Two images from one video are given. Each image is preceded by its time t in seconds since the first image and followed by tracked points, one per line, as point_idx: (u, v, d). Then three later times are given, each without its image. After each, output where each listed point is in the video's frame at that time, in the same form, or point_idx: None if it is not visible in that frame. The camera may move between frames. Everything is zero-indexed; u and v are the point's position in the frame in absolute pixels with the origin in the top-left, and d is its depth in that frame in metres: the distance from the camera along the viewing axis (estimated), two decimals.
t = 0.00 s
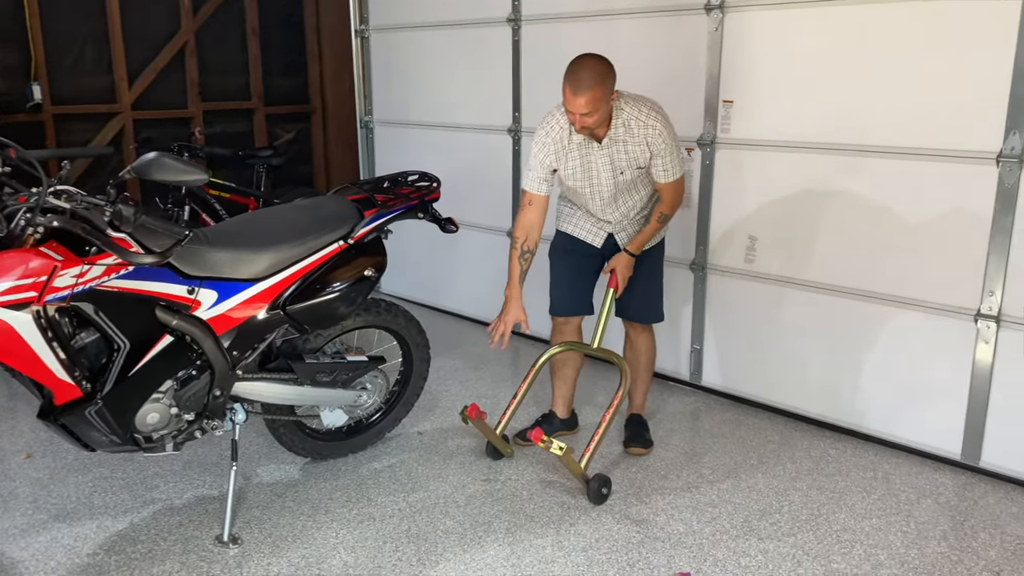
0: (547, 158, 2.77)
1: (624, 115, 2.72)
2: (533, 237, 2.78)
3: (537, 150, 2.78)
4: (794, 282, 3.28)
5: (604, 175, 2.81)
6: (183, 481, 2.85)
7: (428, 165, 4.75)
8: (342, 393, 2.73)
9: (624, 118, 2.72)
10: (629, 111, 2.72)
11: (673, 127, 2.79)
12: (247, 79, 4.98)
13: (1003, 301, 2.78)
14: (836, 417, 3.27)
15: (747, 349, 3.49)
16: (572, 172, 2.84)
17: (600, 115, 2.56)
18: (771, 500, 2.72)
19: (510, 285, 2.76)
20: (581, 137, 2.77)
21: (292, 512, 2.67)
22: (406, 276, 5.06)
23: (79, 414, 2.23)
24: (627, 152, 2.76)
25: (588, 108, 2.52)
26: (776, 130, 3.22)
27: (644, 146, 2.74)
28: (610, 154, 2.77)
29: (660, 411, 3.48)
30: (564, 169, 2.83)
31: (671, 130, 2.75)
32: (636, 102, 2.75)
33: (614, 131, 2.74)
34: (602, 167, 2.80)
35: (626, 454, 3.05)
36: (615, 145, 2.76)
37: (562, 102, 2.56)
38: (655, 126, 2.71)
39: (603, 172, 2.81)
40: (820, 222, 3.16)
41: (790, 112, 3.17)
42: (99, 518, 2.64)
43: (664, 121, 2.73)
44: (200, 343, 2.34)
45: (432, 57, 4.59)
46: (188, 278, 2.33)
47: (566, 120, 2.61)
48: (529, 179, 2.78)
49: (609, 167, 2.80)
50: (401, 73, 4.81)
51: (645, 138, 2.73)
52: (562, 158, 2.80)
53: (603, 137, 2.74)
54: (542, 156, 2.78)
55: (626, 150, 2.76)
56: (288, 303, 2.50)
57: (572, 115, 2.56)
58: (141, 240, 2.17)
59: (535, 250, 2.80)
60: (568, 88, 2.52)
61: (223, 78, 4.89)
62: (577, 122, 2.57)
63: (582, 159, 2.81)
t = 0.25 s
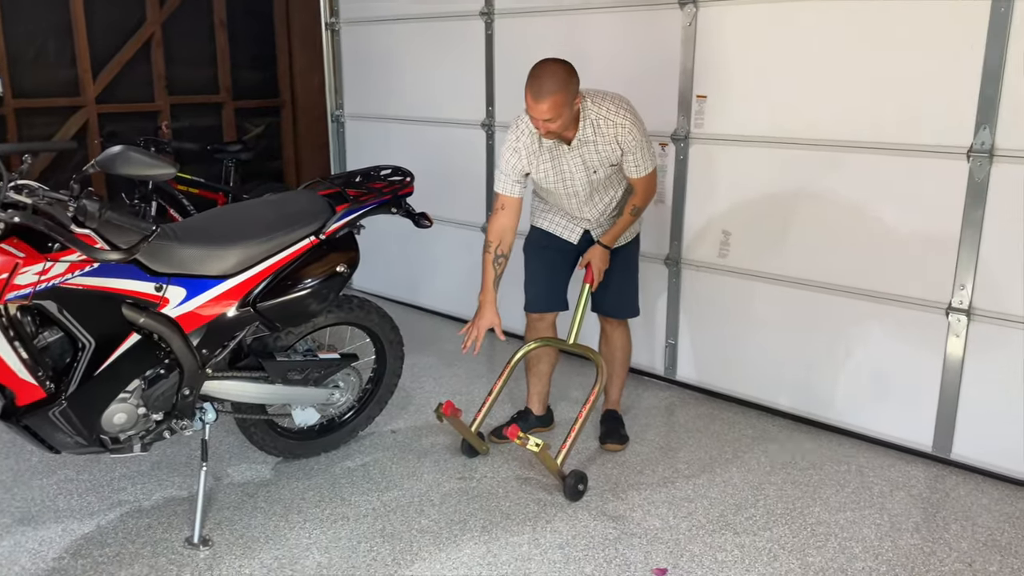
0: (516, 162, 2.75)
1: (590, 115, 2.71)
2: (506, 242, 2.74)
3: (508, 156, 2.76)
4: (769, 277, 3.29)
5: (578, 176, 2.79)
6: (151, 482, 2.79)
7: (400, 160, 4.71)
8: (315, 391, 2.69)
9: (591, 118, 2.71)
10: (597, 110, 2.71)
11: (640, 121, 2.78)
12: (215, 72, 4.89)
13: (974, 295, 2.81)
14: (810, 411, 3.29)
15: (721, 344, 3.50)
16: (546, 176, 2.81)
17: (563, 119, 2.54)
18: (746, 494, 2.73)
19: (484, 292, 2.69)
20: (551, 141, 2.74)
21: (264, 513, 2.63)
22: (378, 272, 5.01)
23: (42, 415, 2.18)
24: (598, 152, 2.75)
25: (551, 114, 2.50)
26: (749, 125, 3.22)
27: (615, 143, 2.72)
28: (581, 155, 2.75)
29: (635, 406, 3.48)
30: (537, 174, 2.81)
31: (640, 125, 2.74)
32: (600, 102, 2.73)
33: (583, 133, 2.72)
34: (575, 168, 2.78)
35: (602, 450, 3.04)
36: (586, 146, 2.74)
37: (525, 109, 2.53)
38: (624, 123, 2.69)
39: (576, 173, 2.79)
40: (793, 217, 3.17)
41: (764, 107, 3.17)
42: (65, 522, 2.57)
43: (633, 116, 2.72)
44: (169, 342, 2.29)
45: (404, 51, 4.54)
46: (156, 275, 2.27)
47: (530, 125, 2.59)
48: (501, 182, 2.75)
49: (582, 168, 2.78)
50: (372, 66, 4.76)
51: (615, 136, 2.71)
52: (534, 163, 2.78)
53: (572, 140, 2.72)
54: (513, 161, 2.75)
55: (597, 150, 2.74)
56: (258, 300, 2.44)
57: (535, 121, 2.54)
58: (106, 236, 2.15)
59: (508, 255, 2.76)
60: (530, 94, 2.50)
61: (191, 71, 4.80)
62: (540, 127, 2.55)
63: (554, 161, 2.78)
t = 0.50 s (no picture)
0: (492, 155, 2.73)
1: (568, 113, 2.69)
2: (477, 233, 2.75)
3: (484, 150, 2.74)
4: (748, 273, 3.30)
5: (554, 173, 2.78)
6: (126, 483, 2.75)
7: (378, 156, 4.67)
8: (292, 389, 2.66)
9: (569, 116, 2.69)
10: (574, 108, 2.69)
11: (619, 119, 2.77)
12: (190, 67, 4.83)
13: (951, 290, 2.83)
14: (789, 406, 3.31)
15: (700, 340, 3.50)
16: (522, 172, 2.80)
17: (538, 117, 2.52)
18: (727, 490, 2.73)
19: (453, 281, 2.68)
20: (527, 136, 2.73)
21: (242, 513, 2.59)
22: (356, 269, 4.97)
23: (13, 416, 2.13)
24: (575, 149, 2.73)
25: (525, 112, 2.48)
26: (729, 122, 3.23)
27: (593, 142, 2.71)
28: (558, 153, 2.74)
29: (615, 403, 3.48)
30: (513, 170, 2.80)
31: (618, 123, 2.73)
32: (578, 99, 2.71)
33: (560, 131, 2.70)
34: (551, 165, 2.77)
35: (583, 447, 3.04)
36: (563, 144, 2.72)
37: (499, 104, 2.51)
38: (602, 122, 2.68)
39: (552, 170, 2.77)
40: (772, 214, 3.18)
41: (743, 104, 3.18)
42: (37, 524, 2.52)
43: (610, 115, 2.70)
44: (144, 340, 2.25)
45: (382, 47, 4.50)
46: (130, 272, 2.23)
47: (505, 122, 2.57)
48: (475, 176, 2.73)
49: (559, 165, 2.77)
50: (350, 62, 4.72)
51: (592, 135, 2.70)
52: (510, 159, 2.77)
53: (549, 137, 2.70)
54: (490, 157, 2.73)
55: (574, 148, 2.73)
56: (235, 298, 2.39)
57: (510, 117, 2.52)
58: (78, 233, 2.09)
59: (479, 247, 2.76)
60: (505, 90, 2.48)
61: (165, 65, 4.73)
62: (514, 124, 2.53)
63: (530, 157, 2.77)
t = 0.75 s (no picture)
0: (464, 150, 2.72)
1: (547, 116, 2.63)
2: (418, 219, 2.71)
3: (456, 146, 2.72)
4: (737, 269, 3.29)
5: (532, 174, 2.74)
6: (109, 482, 2.71)
7: (365, 152, 4.64)
8: (278, 387, 2.63)
9: (547, 119, 2.64)
10: (553, 111, 2.63)
11: (600, 121, 2.72)
12: (174, 61, 4.77)
13: (938, 286, 2.84)
14: (777, 403, 3.31)
15: (689, 337, 3.50)
16: (499, 171, 2.77)
17: (517, 122, 2.48)
18: (716, 487, 2.73)
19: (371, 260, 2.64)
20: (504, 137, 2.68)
21: (228, 512, 2.57)
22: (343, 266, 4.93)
23: None
24: (553, 152, 2.69)
25: (503, 116, 2.44)
26: (716, 118, 3.23)
27: (571, 145, 2.66)
28: (536, 155, 2.69)
29: (604, 399, 3.47)
30: (490, 168, 2.77)
31: (599, 125, 2.67)
32: (558, 101, 2.65)
33: (538, 134, 2.65)
34: (529, 166, 2.72)
35: (572, 444, 3.02)
36: (540, 146, 2.67)
37: (477, 108, 2.47)
38: (581, 126, 2.62)
39: (530, 170, 2.73)
40: (760, 210, 3.18)
41: (731, 100, 3.17)
42: (18, 524, 2.48)
43: (590, 118, 2.65)
44: (127, 338, 2.22)
45: (368, 42, 4.47)
46: (114, 269, 2.18)
47: (483, 125, 2.53)
48: (438, 166, 2.72)
49: (537, 167, 2.72)
50: (336, 56, 4.68)
51: (570, 139, 2.65)
52: (484, 156, 2.74)
53: (527, 139, 2.66)
54: (460, 152, 2.72)
55: (552, 151, 2.68)
56: (220, 294, 2.36)
57: (488, 121, 2.48)
58: (59, 228, 2.03)
59: (412, 231, 2.71)
60: (485, 94, 2.43)
61: (148, 59, 4.67)
62: (492, 128, 2.49)
63: (506, 157, 2.72)
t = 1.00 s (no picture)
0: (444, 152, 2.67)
1: (524, 118, 2.56)
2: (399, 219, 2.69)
3: (435, 148, 2.67)
4: (732, 267, 3.28)
5: (513, 174, 2.68)
6: (100, 480, 2.68)
7: (358, 148, 4.61)
8: (271, 384, 2.62)
9: (524, 121, 2.57)
10: (531, 112, 2.56)
11: (579, 118, 2.64)
12: (166, 56, 4.74)
13: (934, 283, 2.84)
14: (772, 400, 3.30)
15: (683, 334, 3.48)
16: (481, 171, 2.72)
17: (495, 126, 2.42)
18: (711, 485, 2.72)
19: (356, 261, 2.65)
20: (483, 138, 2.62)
21: (220, 510, 2.55)
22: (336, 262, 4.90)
23: None
24: (533, 153, 2.62)
25: (480, 122, 2.39)
26: (712, 114, 3.22)
27: (550, 145, 2.60)
28: (516, 156, 2.63)
29: (598, 397, 3.45)
30: (472, 168, 2.72)
31: (578, 124, 2.61)
32: (535, 100, 2.58)
33: (516, 135, 2.58)
34: (510, 166, 2.67)
35: (566, 442, 3.01)
36: (520, 147, 2.61)
37: (455, 112, 2.41)
38: (559, 126, 2.56)
39: (512, 171, 2.68)
40: (756, 207, 3.17)
41: (728, 97, 3.16)
42: (8, 523, 2.46)
43: (569, 117, 2.58)
44: (118, 335, 2.19)
45: (362, 37, 4.44)
46: (105, 264, 2.16)
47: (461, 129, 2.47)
48: (420, 168, 2.69)
49: (518, 168, 2.67)
50: (329, 51, 4.65)
51: (550, 139, 2.58)
52: (464, 158, 2.69)
53: (506, 140, 2.59)
54: (440, 153, 2.67)
55: (532, 152, 2.62)
56: (212, 291, 2.34)
57: (465, 126, 2.42)
58: (50, 223, 2.03)
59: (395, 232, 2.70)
60: (461, 98, 2.38)
61: (139, 54, 4.64)
62: (470, 133, 2.44)
63: (487, 158, 2.67)
